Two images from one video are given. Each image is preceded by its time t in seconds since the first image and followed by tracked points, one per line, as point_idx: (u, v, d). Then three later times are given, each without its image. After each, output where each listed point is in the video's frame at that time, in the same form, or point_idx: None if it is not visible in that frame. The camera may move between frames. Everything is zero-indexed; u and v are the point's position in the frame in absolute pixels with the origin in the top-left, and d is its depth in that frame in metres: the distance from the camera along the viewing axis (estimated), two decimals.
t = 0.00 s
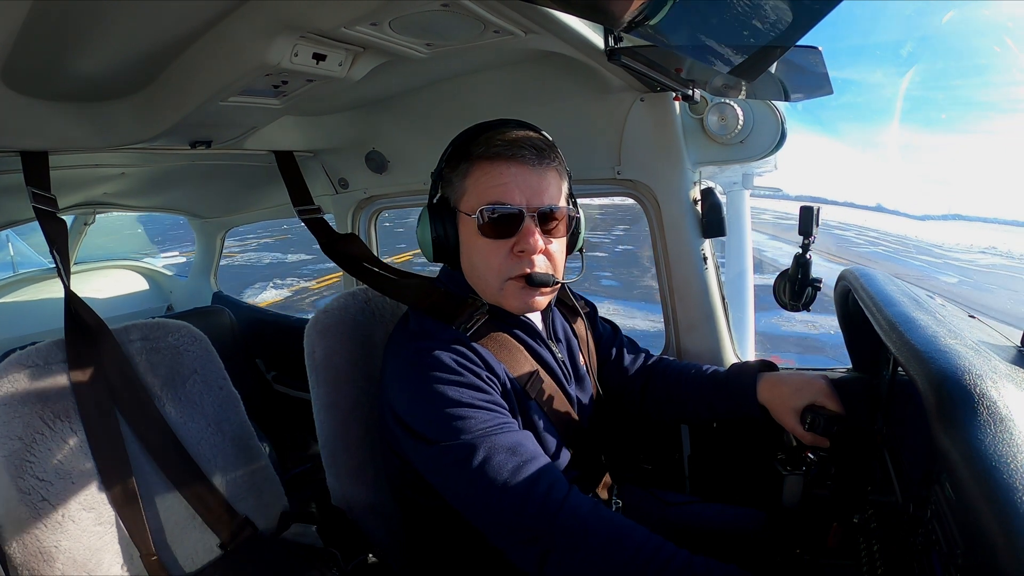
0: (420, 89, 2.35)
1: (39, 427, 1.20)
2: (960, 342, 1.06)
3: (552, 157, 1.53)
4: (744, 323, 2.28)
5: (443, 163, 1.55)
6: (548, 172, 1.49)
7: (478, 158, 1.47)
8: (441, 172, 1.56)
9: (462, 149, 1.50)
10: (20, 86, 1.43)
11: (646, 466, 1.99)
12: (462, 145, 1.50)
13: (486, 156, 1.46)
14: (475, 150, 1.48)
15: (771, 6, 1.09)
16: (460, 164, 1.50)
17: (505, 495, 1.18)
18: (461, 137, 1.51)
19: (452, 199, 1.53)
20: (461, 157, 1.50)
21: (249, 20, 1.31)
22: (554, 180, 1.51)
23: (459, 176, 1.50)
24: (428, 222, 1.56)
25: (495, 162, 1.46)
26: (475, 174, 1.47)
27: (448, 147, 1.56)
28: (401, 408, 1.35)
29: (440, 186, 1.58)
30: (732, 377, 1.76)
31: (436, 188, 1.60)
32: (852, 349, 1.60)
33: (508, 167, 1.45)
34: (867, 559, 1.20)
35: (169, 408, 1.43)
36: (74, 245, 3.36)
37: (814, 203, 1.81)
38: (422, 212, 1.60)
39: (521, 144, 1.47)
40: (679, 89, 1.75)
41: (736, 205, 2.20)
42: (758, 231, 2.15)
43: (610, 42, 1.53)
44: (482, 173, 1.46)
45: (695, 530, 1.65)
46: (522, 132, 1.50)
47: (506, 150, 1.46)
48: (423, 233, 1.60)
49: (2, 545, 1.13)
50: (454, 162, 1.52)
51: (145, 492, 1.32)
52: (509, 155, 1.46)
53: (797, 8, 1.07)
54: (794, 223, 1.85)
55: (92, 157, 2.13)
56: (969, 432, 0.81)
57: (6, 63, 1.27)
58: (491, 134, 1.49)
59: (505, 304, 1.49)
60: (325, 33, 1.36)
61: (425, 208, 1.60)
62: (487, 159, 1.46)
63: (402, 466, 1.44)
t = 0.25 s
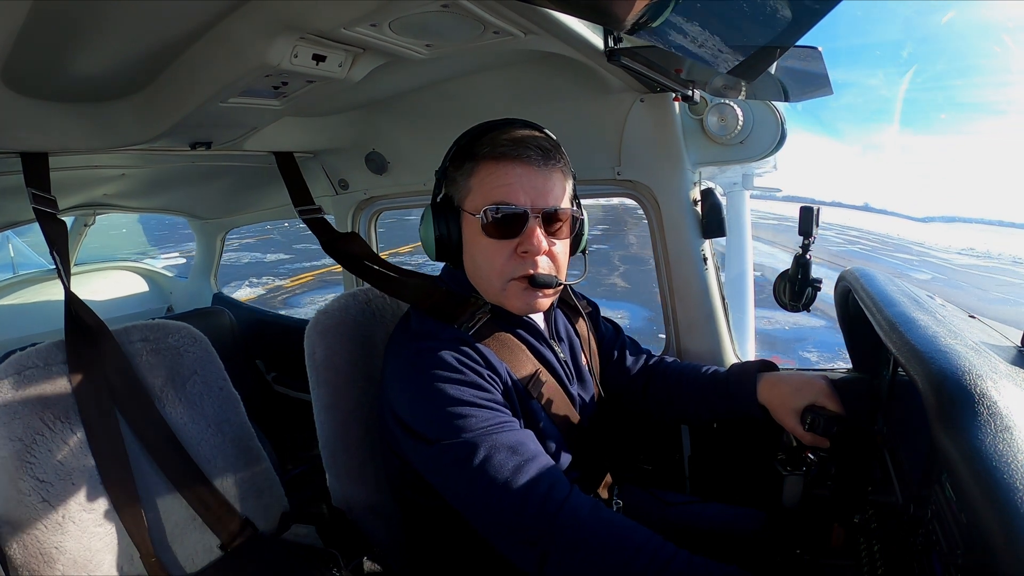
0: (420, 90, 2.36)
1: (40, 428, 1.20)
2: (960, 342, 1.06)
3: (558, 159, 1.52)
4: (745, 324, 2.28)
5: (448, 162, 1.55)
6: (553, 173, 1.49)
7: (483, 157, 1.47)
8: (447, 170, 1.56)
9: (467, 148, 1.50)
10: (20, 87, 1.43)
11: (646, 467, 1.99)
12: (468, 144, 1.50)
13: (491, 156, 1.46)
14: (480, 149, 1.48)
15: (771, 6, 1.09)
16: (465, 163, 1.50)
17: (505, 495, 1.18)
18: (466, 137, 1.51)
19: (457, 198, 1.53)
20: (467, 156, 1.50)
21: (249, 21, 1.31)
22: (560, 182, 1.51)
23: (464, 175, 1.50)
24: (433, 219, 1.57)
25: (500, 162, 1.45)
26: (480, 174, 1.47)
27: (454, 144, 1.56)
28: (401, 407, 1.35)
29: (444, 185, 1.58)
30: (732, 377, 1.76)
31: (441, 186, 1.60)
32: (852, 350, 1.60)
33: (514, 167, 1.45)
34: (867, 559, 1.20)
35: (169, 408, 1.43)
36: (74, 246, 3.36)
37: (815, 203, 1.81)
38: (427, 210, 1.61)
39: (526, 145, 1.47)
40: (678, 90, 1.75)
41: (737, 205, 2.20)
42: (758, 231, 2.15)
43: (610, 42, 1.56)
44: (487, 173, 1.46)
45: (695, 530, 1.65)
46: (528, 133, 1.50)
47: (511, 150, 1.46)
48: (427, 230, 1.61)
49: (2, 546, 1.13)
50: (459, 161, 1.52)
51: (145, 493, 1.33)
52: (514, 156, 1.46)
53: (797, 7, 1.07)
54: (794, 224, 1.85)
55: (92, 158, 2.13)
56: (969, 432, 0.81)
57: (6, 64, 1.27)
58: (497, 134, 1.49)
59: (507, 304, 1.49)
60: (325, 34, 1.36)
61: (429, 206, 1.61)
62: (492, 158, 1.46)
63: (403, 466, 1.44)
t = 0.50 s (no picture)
0: (420, 90, 2.35)
1: (40, 428, 1.20)
2: (960, 342, 1.06)
3: (555, 158, 1.53)
4: (744, 324, 2.28)
5: (445, 163, 1.55)
6: (551, 172, 1.50)
7: (481, 158, 1.47)
8: (443, 173, 1.56)
9: (465, 149, 1.50)
10: (19, 87, 1.43)
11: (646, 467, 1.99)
12: (465, 145, 1.50)
13: (489, 156, 1.46)
14: (477, 150, 1.48)
15: (771, 7, 1.09)
16: (463, 164, 1.50)
17: (504, 497, 1.18)
18: (464, 138, 1.51)
19: (454, 199, 1.53)
20: (464, 157, 1.50)
21: (249, 21, 1.31)
22: (557, 180, 1.51)
23: (461, 176, 1.50)
24: (431, 222, 1.57)
25: (498, 162, 1.46)
26: (478, 174, 1.47)
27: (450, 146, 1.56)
28: (401, 408, 1.35)
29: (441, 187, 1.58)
30: (732, 378, 1.76)
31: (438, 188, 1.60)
32: (852, 350, 1.60)
33: (512, 167, 1.45)
34: (866, 560, 1.21)
35: (169, 408, 1.43)
36: (73, 246, 3.36)
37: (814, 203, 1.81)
38: (424, 213, 1.60)
39: (524, 144, 1.47)
40: (678, 90, 1.75)
41: (737, 204, 2.19)
42: (758, 232, 2.15)
43: (610, 42, 1.57)
44: (485, 173, 1.46)
45: (695, 530, 1.65)
46: (524, 133, 1.51)
47: (509, 150, 1.46)
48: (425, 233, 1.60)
49: (2, 545, 1.14)
50: (457, 162, 1.52)
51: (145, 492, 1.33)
52: (512, 155, 1.46)
53: (798, 8, 1.07)
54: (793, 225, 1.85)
55: (92, 158, 2.13)
56: (969, 433, 0.81)
57: (6, 64, 1.27)
58: (494, 134, 1.49)
59: (508, 304, 1.49)
60: (325, 34, 1.36)
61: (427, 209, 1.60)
62: (490, 159, 1.46)
63: (402, 466, 1.44)
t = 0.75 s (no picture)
0: (420, 90, 2.35)
1: (40, 427, 1.20)
2: (960, 342, 1.06)
3: (556, 156, 1.53)
4: (745, 323, 2.28)
5: (445, 163, 1.54)
6: (552, 170, 1.50)
7: (482, 157, 1.47)
8: (444, 173, 1.55)
9: (465, 149, 1.50)
10: (19, 87, 1.43)
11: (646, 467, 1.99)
12: (466, 145, 1.50)
13: (490, 155, 1.46)
14: (478, 149, 1.47)
15: (771, 7, 1.09)
16: (464, 164, 1.50)
17: (504, 499, 1.18)
18: (464, 138, 1.51)
19: (455, 199, 1.52)
20: (465, 157, 1.49)
21: (249, 20, 1.31)
22: (558, 179, 1.52)
23: (462, 176, 1.50)
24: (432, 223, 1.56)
25: (499, 161, 1.45)
26: (479, 174, 1.47)
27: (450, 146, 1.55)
28: (401, 410, 1.35)
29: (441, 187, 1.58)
30: (732, 378, 1.76)
31: (437, 189, 1.59)
32: (853, 350, 1.59)
33: (514, 166, 1.45)
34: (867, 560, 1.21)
35: (170, 408, 1.43)
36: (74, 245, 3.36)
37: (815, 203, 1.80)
38: (425, 214, 1.60)
39: (525, 143, 1.47)
40: (679, 89, 1.75)
41: (738, 203, 2.19)
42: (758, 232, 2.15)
43: (610, 42, 1.56)
44: (487, 173, 1.46)
45: (695, 529, 1.65)
46: (525, 132, 1.50)
47: (510, 149, 1.46)
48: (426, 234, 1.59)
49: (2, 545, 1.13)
50: (457, 162, 1.51)
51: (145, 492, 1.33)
52: (514, 154, 1.46)
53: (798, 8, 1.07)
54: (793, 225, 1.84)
55: (91, 157, 2.13)
56: (969, 432, 0.81)
57: (5, 63, 1.27)
58: (495, 133, 1.49)
59: (512, 304, 1.49)
60: (325, 33, 1.36)
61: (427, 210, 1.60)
62: (491, 158, 1.46)
63: (402, 467, 1.44)
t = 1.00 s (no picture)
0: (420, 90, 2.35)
1: (40, 428, 1.20)
2: (960, 342, 1.06)
3: (551, 155, 1.52)
4: (745, 323, 2.27)
5: (439, 163, 1.54)
6: (547, 170, 1.50)
7: (477, 157, 1.47)
8: (438, 172, 1.55)
9: (459, 148, 1.50)
10: (19, 87, 1.43)
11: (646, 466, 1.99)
12: (460, 144, 1.50)
13: (485, 155, 1.46)
14: (472, 148, 1.47)
15: (771, 6, 1.09)
16: (458, 163, 1.49)
17: (503, 502, 1.18)
18: (458, 138, 1.51)
19: (450, 199, 1.52)
20: (459, 156, 1.49)
21: (249, 21, 1.31)
22: (553, 178, 1.52)
23: (457, 176, 1.49)
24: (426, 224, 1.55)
25: (494, 161, 1.45)
26: (474, 173, 1.47)
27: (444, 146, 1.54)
28: (398, 413, 1.35)
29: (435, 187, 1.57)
30: (732, 377, 1.76)
31: (431, 189, 1.58)
32: (853, 349, 1.59)
33: (508, 165, 1.45)
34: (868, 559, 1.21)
35: (170, 408, 1.43)
36: (74, 245, 3.37)
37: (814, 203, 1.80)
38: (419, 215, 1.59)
39: (519, 143, 1.47)
40: (679, 89, 1.75)
41: (737, 203, 2.18)
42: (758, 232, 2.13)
43: (610, 42, 1.56)
44: (481, 172, 1.46)
45: (695, 529, 1.65)
46: (520, 131, 1.50)
47: (505, 148, 1.46)
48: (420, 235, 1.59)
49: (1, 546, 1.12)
50: (452, 162, 1.51)
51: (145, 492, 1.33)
52: (508, 153, 1.46)
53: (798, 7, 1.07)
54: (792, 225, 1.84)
55: (91, 157, 2.13)
56: (969, 433, 0.81)
57: (5, 63, 1.27)
58: (490, 132, 1.49)
59: (508, 303, 1.49)
60: (325, 33, 1.36)
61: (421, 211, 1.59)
62: (486, 158, 1.46)
63: (402, 469, 1.44)
